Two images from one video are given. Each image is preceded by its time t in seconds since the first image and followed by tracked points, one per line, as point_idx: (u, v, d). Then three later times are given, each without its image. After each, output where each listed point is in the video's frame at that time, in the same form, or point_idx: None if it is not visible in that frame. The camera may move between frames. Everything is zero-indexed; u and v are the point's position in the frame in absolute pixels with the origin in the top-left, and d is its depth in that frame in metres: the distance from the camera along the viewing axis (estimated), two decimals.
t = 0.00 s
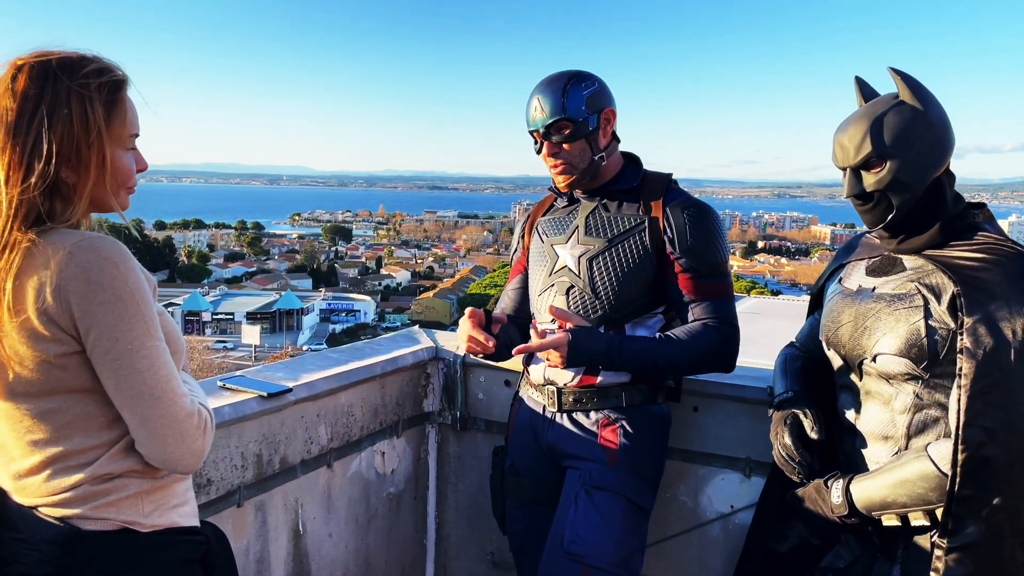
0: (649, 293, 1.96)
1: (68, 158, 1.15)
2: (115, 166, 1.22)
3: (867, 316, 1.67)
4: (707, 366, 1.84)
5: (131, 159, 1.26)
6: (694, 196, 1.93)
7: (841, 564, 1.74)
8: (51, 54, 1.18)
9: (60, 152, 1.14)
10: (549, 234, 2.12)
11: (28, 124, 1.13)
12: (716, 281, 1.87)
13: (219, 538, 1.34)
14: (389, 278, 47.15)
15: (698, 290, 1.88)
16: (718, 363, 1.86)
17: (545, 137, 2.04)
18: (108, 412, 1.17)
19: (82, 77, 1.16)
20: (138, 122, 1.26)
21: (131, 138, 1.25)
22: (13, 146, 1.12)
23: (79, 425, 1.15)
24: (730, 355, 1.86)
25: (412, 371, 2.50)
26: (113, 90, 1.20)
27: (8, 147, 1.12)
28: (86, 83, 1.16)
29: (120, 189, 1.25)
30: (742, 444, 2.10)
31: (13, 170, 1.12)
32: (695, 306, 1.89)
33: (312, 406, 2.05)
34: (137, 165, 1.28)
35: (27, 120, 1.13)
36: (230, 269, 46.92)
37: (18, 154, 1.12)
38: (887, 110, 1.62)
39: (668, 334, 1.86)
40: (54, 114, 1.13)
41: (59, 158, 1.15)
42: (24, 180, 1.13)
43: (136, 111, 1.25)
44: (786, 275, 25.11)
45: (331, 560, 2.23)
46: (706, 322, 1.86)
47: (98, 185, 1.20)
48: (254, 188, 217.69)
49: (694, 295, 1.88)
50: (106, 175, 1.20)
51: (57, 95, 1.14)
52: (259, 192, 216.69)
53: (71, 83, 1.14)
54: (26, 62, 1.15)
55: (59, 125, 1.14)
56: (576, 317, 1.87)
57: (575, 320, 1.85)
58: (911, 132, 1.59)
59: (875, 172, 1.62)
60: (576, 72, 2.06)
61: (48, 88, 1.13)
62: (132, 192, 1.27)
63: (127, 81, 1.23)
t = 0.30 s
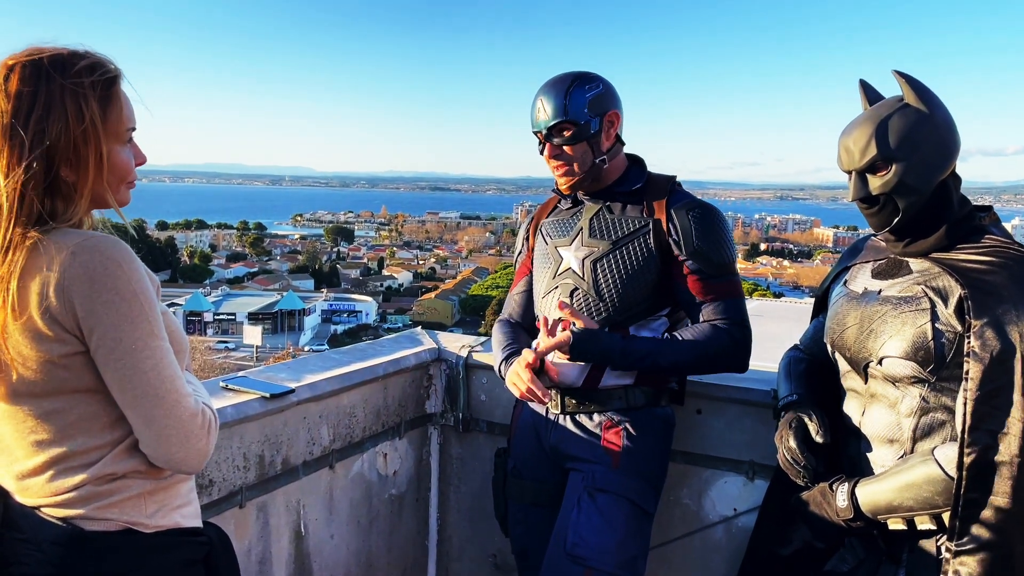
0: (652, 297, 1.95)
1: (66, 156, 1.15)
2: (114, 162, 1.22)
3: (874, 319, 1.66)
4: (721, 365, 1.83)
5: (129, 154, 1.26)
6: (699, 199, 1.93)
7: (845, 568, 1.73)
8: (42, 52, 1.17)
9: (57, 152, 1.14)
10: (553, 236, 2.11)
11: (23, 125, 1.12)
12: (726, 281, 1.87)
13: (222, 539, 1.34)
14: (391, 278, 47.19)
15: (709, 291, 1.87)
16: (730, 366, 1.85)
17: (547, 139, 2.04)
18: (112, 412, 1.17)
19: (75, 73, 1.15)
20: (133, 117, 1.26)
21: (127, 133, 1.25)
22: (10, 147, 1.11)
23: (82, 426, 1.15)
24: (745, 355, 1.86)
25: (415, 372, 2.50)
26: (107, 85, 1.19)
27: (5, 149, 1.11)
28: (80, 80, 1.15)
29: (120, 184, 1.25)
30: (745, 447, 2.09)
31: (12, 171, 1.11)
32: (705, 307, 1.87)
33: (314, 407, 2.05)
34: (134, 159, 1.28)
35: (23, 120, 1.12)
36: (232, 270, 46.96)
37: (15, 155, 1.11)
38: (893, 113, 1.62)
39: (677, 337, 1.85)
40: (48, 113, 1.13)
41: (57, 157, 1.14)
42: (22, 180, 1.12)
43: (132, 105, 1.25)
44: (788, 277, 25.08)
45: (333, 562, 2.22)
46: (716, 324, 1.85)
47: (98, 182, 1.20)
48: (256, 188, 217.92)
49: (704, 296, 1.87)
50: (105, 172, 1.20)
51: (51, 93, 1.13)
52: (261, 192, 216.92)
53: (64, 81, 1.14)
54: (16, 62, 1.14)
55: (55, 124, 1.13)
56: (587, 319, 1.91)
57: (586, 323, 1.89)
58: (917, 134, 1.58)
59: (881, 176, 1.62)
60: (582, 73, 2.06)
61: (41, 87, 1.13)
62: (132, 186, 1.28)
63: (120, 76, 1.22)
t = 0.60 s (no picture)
0: (657, 300, 1.96)
1: (64, 157, 1.15)
2: (113, 161, 1.22)
3: (879, 321, 1.66)
4: (725, 368, 1.84)
5: (129, 153, 1.26)
6: (704, 201, 1.92)
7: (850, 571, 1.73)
8: (35, 52, 1.16)
9: (56, 153, 1.14)
10: (559, 237, 2.11)
11: (20, 127, 1.11)
12: (730, 286, 1.86)
13: (226, 540, 1.33)
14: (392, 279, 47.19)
15: (712, 295, 1.87)
16: (731, 370, 1.85)
17: (555, 136, 2.04)
18: (113, 415, 1.17)
19: (70, 73, 1.14)
20: (132, 116, 1.26)
21: (127, 131, 1.25)
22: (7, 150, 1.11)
23: (85, 427, 1.15)
24: (750, 358, 1.87)
25: (417, 374, 2.49)
26: (103, 84, 1.19)
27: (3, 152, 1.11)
28: (76, 80, 1.15)
29: (122, 184, 1.26)
30: (749, 450, 2.09)
31: (11, 174, 1.11)
32: (708, 311, 1.87)
33: (317, 408, 2.05)
34: (135, 157, 1.28)
35: (20, 123, 1.11)
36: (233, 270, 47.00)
37: (13, 158, 1.11)
38: (900, 115, 1.61)
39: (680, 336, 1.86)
40: (45, 115, 1.12)
41: (56, 158, 1.14)
42: (23, 183, 1.12)
43: (130, 103, 1.25)
44: (790, 280, 25.05)
45: (335, 563, 2.22)
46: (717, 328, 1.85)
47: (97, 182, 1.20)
48: (258, 189, 218.12)
49: (708, 301, 1.87)
50: (104, 171, 1.21)
51: (48, 94, 1.12)
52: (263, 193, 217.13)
53: (59, 82, 1.13)
54: (11, 63, 1.13)
55: (53, 125, 1.13)
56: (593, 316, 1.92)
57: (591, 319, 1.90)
58: (924, 136, 1.58)
59: (887, 177, 1.61)
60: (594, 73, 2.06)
61: (37, 88, 1.12)
62: (133, 184, 1.28)
63: (116, 74, 1.22)
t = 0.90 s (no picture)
0: (661, 304, 1.95)
1: (83, 159, 1.15)
2: (129, 170, 1.22)
3: (881, 322, 1.66)
4: (734, 373, 1.86)
5: (144, 163, 1.27)
6: (710, 206, 1.93)
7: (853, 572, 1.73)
8: (71, 55, 1.18)
9: (75, 154, 1.15)
10: (563, 240, 2.11)
11: (44, 125, 1.13)
12: (738, 290, 1.88)
13: (229, 540, 1.33)
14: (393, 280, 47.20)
15: (722, 300, 1.88)
16: (743, 373, 1.87)
17: (558, 143, 2.05)
18: (118, 414, 1.17)
19: (100, 78, 1.16)
20: (153, 126, 1.26)
21: (146, 142, 1.25)
22: (30, 145, 1.12)
23: (90, 426, 1.15)
24: (758, 363, 1.88)
25: (419, 374, 2.49)
26: (131, 93, 1.20)
27: (25, 146, 1.12)
28: (105, 85, 1.16)
29: (132, 193, 1.25)
30: (751, 451, 2.09)
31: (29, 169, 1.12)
32: (722, 317, 1.89)
33: (319, 408, 2.05)
34: (149, 168, 1.29)
35: (44, 120, 1.13)
36: (235, 271, 47.03)
37: (35, 154, 1.12)
38: (904, 115, 1.62)
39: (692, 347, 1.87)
40: (71, 115, 1.13)
41: (75, 159, 1.15)
42: (39, 179, 1.13)
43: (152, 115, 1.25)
44: (791, 282, 25.04)
45: (337, 563, 2.22)
46: (729, 335, 1.87)
47: (112, 187, 1.20)
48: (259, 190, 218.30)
49: (719, 307, 1.88)
50: (120, 179, 1.21)
51: (75, 95, 1.14)
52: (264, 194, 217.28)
53: (89, 85, 1.15)
54: (45, 62, 1.15)
55: (76, 126, 1.14)
56: (604, 330, 1.89)
57: (603, 332, 1.88)
58: (929, 136, 1.59)
59: (891, 178, 1.62)
60: (596, 77, 2.06)
61: (67, 88, 1.14)
62: (143, 195, 1.28)
63: (145, 84, 1.23)
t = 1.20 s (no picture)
0: (658, 313, 1.96)
1: (88, 161, 1.16)
2: (134, 172, 1.23)
3: (880, 324, 1.66)
4: (733, 386, 1.86)
5: (148, 166, 1.28)
6: (709, 214, 1.93)
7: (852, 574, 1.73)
8: (79, 59, 1.20)
9: (81, 156, 1.16)
10: (558, 245, 2.12)
11: (50, 126, 1.14)
12: (736, 302, 1.89)
13: (231, 539, 1.34)
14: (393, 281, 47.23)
15: (718, 313, 1.89)
16: (743, 385, 1.88)
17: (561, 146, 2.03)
18: (122, 415, 1.18)
19: (108, 81, 1.18)
20: (157, 131, 1.28)
21: (149, 145, 1.26)
22: (36, 145, 1.13)
23: (93, 427, 1.16)
24: (757, 375, 1.89)
25: (420, 376, 2.50)
26: (136, 97, 1.22)
27: (30, 146, 1.13)
28: (112, 88, 1.18)
29: (134, 196, 1.26)
30: (750, 452, 2.10)
31: (36, 169, 1.13)
32: (718, 330, 1.89)
33: (321, 409, 2.06)
34: (153, 172, 1.30)
35: (50, 121, 1.14)
36: (235, 272, 47.06)
37: (41, 154, 1.13)
38: (903, 117, 1.63)
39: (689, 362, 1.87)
40: (77, 116, 1.15)
41: (80, 161, 1.16)
42: (46, 180, 1.14)
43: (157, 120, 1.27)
44: (791, 283, 25.04)
45: (338, 564, 2.23)
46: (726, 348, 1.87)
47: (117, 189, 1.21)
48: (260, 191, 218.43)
49: (717, 320, 1.89)
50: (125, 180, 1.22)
51: (82, 96, 1.15)
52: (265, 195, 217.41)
53: (96, 87, 1.16)
54: (53, 64, 1.17)
55: (82, 127, 1.15)
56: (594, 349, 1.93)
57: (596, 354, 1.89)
58: (927, 137, 1.59)
59: (889, 181, 1.63)
60: (598, 77, 2.06)
61: (74, 90, 1.15)
62: (145, 198, 1.29)
63: (151, 89, 1.25)
